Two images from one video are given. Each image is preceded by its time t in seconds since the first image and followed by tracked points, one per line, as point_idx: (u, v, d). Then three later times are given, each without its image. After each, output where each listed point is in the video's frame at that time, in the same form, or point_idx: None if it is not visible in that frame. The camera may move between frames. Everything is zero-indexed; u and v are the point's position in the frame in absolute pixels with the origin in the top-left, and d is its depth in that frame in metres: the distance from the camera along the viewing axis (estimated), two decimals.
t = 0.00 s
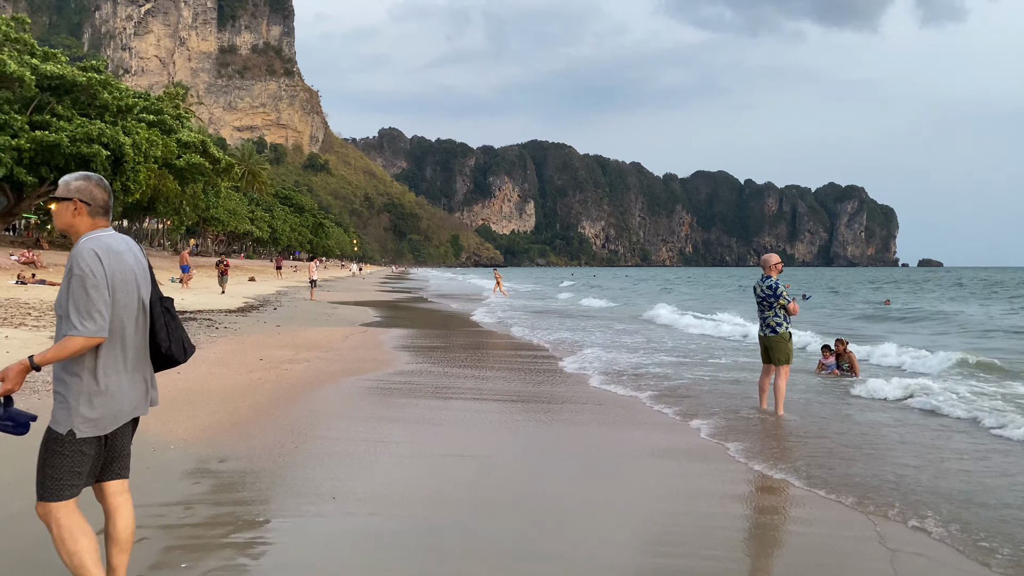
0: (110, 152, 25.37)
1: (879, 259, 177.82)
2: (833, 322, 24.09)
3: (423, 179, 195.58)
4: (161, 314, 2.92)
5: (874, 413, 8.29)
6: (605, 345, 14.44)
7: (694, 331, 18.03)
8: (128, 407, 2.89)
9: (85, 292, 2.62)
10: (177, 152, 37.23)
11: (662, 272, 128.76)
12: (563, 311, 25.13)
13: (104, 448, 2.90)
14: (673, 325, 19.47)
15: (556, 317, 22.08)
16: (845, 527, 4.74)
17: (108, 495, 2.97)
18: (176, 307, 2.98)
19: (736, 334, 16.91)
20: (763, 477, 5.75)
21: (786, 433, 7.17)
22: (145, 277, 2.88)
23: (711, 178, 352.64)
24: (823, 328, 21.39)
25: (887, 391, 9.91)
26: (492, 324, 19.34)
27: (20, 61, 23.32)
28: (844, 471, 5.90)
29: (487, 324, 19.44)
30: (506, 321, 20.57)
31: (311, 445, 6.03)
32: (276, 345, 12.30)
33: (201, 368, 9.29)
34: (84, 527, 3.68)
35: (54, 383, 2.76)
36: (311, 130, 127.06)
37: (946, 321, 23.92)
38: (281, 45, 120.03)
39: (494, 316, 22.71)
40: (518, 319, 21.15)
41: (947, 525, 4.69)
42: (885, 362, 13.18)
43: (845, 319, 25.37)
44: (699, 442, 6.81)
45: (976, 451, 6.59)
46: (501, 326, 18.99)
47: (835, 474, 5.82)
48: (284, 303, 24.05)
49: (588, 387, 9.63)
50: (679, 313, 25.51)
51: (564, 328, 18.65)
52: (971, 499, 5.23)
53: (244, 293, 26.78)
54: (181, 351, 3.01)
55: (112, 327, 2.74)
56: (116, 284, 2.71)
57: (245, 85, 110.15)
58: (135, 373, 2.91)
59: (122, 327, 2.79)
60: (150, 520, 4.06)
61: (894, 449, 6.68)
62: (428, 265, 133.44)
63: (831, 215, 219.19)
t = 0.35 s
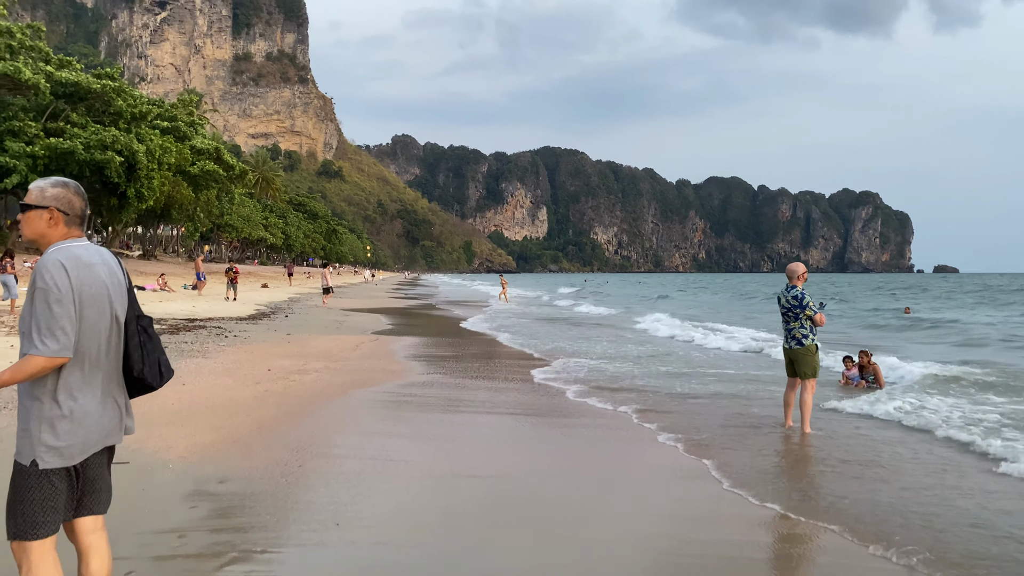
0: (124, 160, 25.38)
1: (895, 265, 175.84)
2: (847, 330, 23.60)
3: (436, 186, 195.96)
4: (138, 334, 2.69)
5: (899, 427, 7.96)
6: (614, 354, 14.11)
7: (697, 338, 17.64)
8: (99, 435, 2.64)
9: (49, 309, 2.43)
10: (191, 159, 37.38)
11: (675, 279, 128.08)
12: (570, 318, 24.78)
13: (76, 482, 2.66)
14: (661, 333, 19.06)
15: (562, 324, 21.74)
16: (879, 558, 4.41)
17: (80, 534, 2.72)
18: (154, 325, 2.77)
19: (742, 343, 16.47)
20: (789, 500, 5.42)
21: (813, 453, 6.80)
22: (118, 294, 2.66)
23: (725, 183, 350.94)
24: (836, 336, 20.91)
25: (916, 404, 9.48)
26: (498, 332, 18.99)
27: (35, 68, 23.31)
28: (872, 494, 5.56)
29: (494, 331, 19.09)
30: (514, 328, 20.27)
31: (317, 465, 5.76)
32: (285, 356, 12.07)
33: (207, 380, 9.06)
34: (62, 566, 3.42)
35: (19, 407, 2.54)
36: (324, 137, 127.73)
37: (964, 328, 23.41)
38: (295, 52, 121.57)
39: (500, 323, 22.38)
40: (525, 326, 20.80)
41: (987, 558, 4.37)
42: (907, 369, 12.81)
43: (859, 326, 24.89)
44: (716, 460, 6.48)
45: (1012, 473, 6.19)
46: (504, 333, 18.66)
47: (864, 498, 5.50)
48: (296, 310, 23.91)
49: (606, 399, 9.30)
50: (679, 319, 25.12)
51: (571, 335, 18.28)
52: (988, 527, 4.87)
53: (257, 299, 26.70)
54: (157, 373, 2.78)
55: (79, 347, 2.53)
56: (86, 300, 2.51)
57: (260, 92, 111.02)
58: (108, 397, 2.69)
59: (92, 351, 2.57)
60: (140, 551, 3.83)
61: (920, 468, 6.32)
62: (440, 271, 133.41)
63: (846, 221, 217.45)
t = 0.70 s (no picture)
0: (141, 169, 25.55)
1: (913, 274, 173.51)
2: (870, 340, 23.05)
3: (452, 194, 196.63)
4: (122, 356, 2.47)
5: (938, 444, 7.55)
6: (630, 365, 13.75)
7: (708, 348, 17.26)
8: (78, 467, 2.38)
9: (24, 328, 2.19)
10: (208, 168, 37.67)
11: (690, 287, 127.05)
12: (582, 327, 24.46)
13: (57, 525, 2.40)
14: (652, 342, 18.71)
15: (572, 334, 21.41)
16: None
17: None
18: (138, 345, 2.52)
19: (753, 354, 16.06)
20: (827, 525, 5.06)
21: (849, 475, 6.40)
22: (102, 310, 2.42)
23: (741, 190, 349.18)
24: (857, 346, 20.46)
25: (954, 419, 9.01)
26: (509, 341, 18.73)
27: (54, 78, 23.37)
28: (917, 521, 5.16)
29: (504, 341, 18.82)
30: (528, 337, 20.01)
31: (328, 487, 5.48)
32: (298, 367, 11.83)
33: (217, 394, 8.82)
34: None
35: None
36: (342, 146, 128.75)
37: (989, 338, 22.85)
38: (312, 62, 123.55)
39: (512, 331, 22.10)
40: (537, 335, 20.53)
41: None
42: (935, 381, 12.39)
43: (879, 335, 24.38)
44: (745, 481, 6.12)
45: None
46: (514, 343, 18.37)
47: (909, 526, 5.09)
48: (312, 319, 23.81)
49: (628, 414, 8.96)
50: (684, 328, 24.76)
51: (585, 344, 17.93)
52: (1021, 558, 4.51)
53: (273, 309, 26.63)
54: (145, 399, 2.52)
55: (58, 369, 2.29)
56: (66, 315, 2.28)
57: (278, 102, 112.64)
58: (91, 425, 2.45)
59: (72, 372, 2.32)
60: None
61: (959, 492, 5.91)
62: (456, 279, 133.53)
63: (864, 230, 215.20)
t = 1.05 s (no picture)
0: (159, 180, 25.69)
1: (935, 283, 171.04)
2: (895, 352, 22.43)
3: (469, 205, 197.18)
4: (96, 377, 2.20)
5: (981, 464, 7.12)
6: (646, 379, 13.40)
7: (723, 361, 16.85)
8: (44, 508, 2.11)
9: None
10: (226, 179, 37.93)
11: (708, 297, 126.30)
12: (594, 339, 24.08)
13: (22, 564, 2.12)
14: (653, 354, 18.28)
15: (583, 345, 21.06)
16: None
17: None
18: (113, 366, 2.25)
19: (766, 369, 15.64)
20: (870, 554, 4.68)
21: (889, 498, 5.99)
22: (72, 330, 2.16)
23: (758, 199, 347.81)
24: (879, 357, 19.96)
25: (992, 439, 8.51)
26: (521, 353, 18.44)
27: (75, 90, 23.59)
28: (970, 552, 4.75)
29: (516, 353, 18.52)
30: (541, 349, 19.70)
31: (337, 512, 5.17)
32: (312, 380, 11.61)
33: (228, 408, 8.58)
34: None
35: None
36: (360, 157, 129.80)
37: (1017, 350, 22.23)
38: (330, 74, 125.46)
39: (523, 343, 21.82)
40: (550, 347, 20.21)
41: None
42: (967, 397, 11.88)
43: (899, 346, 23.87)
44: (779, 505, 5.73)
45: None
46: (525, 355, 18.06)
47: (960, 554, 4.69)
48: (328, 330, 23.69)
49: (651, 430, 8.57)
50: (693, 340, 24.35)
51: (598, 357, 17.60)
52: None
53: (289, 319, 26.59)
54: (121, 432, 2.25)
55: (23, 396, 2.02)
56: (31, 338, 2.00)
57: (297, 113, 113.96)
58: (60, 461, 2.18)
59: (36, 402, 2.06)
60: None
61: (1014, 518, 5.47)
62: (473, 289, 133.70)
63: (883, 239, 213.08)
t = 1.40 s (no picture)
0: (179, 193, 25.90)
1: (958, 295, 168.10)
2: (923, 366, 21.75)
3: (487, 217, 197.47)
4: (41, 406, 2.02)
5: None
6: (662, 395, 12.98)
7: (742, 376, 16.42)
8: None
9: None
10: (246, 192, 38.24)
11: (727, 309, 125.08)
12: (610, 352, 23.67)
13: None
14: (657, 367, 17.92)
15: (596, 358, 20.70)
16: None
17: None
18: (65, 395, 2.09)
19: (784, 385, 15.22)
20: None
21: (932, 525, 5.59)
22: (14, 354, 1.94)
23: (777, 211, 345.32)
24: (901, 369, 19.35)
25: None
26: (535, 366, 18.09)
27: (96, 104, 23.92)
28: None
29: (529, 365, 18.20)
30: (556, 362, 19.35)
31: (345, 537, 4.92)
32: (325, 395, 11.38)
33: (235, 424, 8.39)
34: None
35: None
36: (379, 170, 130.62)
37: None
38: (350, 87, 127.34)
39: (536, 356, 21.46)
40: (565, 360, 19.84)
41: None
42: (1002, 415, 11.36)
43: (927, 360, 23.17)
44: (811, 533, 5.36)
45: None
46: (539, 367, 17.72)
47: None
48: (344, 343, 23.52)
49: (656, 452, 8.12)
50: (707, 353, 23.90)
51: (613, 370, 17.20)
52: None
53: (305, 332, 26.50)
54: (71, 461, 2.10)
55: None
56: None
57: (317, 127, 115.07)
58: (3, 495, 2.01)
59: None
60: None
61: None
62: (491, 300, 133.61)
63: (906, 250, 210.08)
